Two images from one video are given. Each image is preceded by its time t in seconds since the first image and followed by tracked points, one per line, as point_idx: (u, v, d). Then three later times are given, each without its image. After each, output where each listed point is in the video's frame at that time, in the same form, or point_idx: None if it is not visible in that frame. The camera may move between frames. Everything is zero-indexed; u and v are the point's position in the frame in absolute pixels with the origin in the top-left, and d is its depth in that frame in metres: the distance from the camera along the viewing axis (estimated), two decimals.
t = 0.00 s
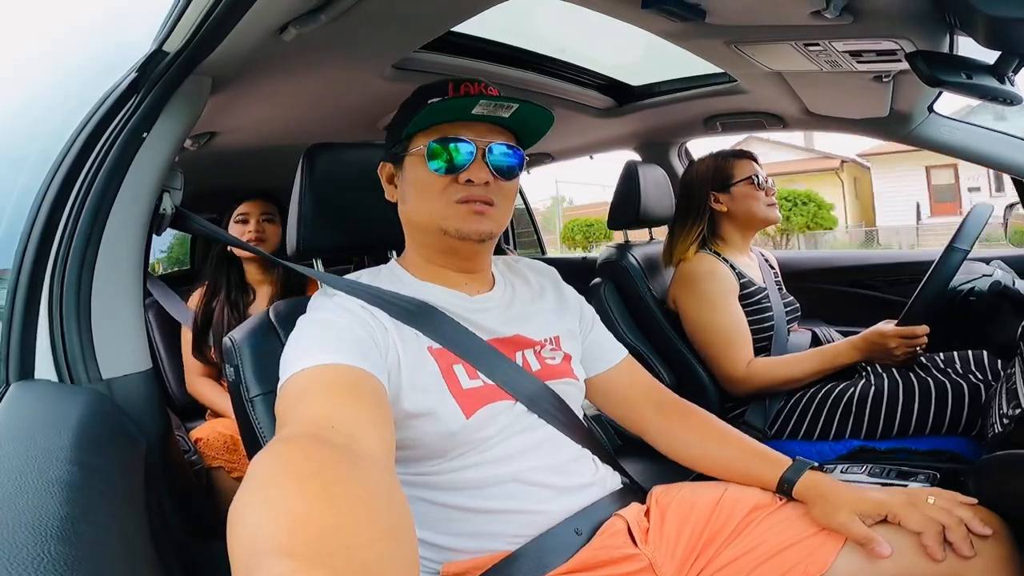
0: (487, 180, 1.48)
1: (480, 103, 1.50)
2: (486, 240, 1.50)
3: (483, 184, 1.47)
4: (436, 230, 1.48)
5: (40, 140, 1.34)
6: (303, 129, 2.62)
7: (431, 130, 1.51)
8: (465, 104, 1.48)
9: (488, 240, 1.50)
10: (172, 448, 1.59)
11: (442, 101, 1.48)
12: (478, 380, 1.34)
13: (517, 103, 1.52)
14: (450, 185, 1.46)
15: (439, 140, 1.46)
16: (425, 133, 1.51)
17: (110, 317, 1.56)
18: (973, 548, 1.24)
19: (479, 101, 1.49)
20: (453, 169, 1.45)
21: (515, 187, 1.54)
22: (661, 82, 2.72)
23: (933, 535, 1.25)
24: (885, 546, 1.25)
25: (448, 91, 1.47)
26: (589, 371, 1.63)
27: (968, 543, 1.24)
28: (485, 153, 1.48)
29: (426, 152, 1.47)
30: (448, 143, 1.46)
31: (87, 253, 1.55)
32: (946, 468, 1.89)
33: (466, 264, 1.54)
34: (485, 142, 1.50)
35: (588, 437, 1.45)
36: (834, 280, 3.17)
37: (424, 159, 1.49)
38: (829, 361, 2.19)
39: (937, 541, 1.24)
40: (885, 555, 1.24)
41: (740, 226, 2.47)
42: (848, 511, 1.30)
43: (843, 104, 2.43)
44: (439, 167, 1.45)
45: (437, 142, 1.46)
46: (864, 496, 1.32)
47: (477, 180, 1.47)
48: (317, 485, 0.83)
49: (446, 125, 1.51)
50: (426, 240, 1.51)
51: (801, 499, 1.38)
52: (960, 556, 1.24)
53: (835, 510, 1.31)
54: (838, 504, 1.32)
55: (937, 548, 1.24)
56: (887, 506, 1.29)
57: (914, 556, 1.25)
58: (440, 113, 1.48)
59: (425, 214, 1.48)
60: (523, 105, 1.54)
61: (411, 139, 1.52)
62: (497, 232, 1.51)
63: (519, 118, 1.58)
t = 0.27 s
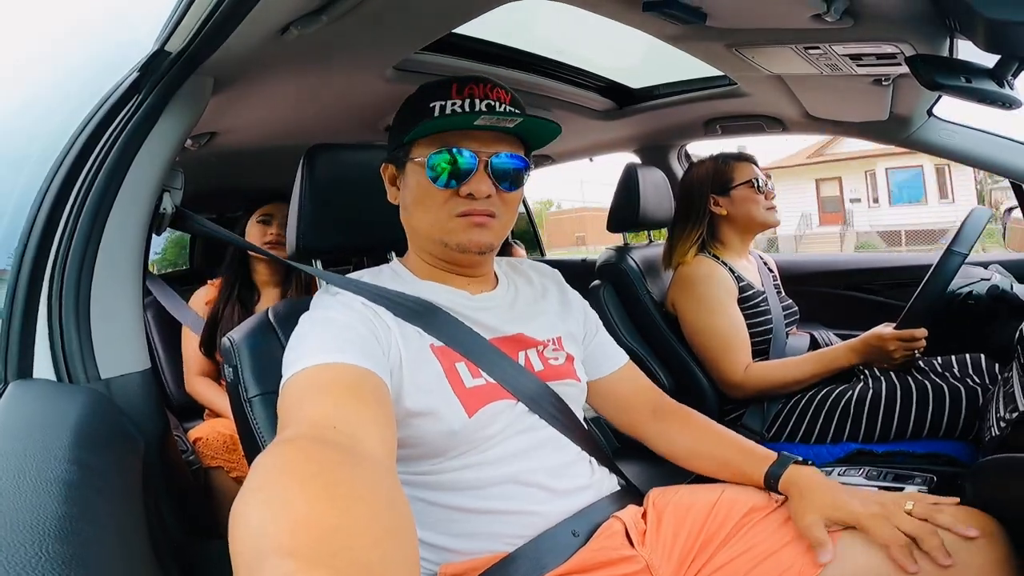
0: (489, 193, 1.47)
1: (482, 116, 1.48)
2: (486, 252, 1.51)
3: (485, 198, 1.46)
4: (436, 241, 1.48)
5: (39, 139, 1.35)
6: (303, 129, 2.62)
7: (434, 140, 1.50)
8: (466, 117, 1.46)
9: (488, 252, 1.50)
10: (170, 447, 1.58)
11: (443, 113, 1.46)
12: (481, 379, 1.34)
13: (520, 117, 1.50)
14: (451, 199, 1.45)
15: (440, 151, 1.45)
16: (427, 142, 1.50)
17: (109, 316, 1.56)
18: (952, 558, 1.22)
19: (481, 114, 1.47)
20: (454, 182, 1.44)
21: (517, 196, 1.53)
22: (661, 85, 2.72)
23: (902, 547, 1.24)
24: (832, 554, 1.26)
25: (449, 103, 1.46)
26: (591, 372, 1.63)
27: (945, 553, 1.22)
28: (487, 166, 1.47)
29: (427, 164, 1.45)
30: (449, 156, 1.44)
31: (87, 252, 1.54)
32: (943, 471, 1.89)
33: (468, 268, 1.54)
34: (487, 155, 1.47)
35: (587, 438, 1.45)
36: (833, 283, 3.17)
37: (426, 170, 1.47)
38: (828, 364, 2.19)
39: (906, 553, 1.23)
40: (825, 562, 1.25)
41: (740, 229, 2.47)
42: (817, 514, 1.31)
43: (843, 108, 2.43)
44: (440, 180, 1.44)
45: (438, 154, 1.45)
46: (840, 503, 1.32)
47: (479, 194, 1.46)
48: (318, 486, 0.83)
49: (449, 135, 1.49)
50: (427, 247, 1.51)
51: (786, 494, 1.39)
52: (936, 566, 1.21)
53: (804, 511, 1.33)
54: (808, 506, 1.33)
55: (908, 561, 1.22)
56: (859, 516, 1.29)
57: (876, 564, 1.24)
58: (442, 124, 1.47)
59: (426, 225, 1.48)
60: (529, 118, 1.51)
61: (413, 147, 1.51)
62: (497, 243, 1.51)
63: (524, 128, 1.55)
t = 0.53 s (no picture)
0: (492, 188, 1.47)
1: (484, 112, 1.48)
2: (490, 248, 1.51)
3: (488, 192, 1.47)
4: (442, 239, 1.47)
5: (38, 140, 1.34)
6: (302, 130, 2.61)
7: (431, 138, 1.50)
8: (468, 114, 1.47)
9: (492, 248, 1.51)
10: (168, 448, 1.58)
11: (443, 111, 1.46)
12: (480, 379, 1.34)
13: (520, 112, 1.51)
14: (455, 196, 1.46)
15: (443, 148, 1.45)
16: (426, 141, 1.50)
17: (108, 317, 1.56)
18: (927, 551, 1.24)
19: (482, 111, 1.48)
20: (457, 179, 1.45)
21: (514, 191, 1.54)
22: (661, 85, 2.72)
23: (884, 535, 1.25)
24: (828, 543, 1.26)
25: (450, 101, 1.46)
26: (589, 373, 1.63)
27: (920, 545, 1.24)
28: (487, 160, 1.48)
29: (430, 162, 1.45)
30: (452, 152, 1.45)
31: (85, 252, 1.54)
32: (943, 472, 1.89)
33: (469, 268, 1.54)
34: (485, 150, 1.48)
35: (587, 439, 1.45)
36: (832, 283, 3.17)
37: (426, 169, 1.47)
38: (828, 363, 2.19)
39: (887, 541, 1.25)
40: (824, 552, 1.26)
41: (737, 229, 2.47)
42: (805, 508, 1.33)
43: (842, 108, 2.44)
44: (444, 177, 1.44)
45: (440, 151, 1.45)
46: (824, 494, 1.34)
47: (481, 188, 1.47)
48: (318, 486, 0.82)
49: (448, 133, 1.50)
50: (431, 247, 1.50)
51: (770, 494, 1.41)
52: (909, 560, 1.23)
53: (792, 505, 1.34)
54: (797, 499, 1.35)
55: (887, 549, 1.24)
56: (844, 504, 1.31)
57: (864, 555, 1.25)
58: (444, 122, 1.47)
59: (430, 224, 1.47)
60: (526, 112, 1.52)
61: (409, 148, 1.51)
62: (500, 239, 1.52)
63: (521, 124, 1.57)
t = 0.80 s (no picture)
0: (488, 175, 1.53)
1: (484, 102, 1.52)
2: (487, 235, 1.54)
3: (485, 179, 1.52)
4: (443, 227, 1.49)
5: (39, 140, 1.34)
6: (301, 128, 2.61)
7: (429, 127, 1.52)
8: (470, 102, 1.50)
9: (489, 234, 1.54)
10: (170, 447, 1.58)
11: (447, 98, 1.49)
12: (479, 379, 1.34)
13: (516, 103, 1.57)
14: (456, 182, 1.49)
15: (445, 135, 1.48)
16: (425, 129, 1.52)
17: (109, 316, 1.56)
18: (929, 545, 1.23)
19: (485, 99, 1.51)
20: (458, 165, 1.48)
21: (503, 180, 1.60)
22: (660, 81, 2.72)
23: (869, 534, 1.25)
24: (804, 539, 1.27)
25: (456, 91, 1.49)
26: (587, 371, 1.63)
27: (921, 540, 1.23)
28: (484, 149, 1.52)
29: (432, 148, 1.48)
30: (453, 138, 1.48)
31: (86, 252, 1.54)
32: (945, 468, 1.89)
33: (465, 260, 1.55)
34: (481, 140, 1.52)
35: (588, 437, 1.45)
36: (833, 279, 3.17)
37: (426, 156, 1.50)
38: (828, 359, 2.19)
39: (876, 541, 1.24)
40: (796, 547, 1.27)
41: (736, 224, 2.47)
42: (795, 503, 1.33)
43: (842, 104, 2.44)
44: (446, 163, 1.47)
45: (443, 137, 1.48)
46: (815, 490, 1.33)
47: (479, 175, 1.51)
48: (316, 486, 0.83)
49: (448, 121, 1.53)
50: (429, 237, 1.51)
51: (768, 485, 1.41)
52: (913, 554, 1.22)
53: (781, 499, 1.34)
54: (787, 493, 1.35)
55: (878, 549, 1.23)
56: (829, 502, 1.30)
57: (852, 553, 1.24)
58: (446, 109, 1.50)
59: (431, 210, 1.49)
60: (518, 103, 1.58)
61: (406, 138, 1.52)
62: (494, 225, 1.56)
63: (510, 117, 1.62)
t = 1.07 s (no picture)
0: (502, 167, 1.54)
1: (501, 94, 1.55)
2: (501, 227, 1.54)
3: (500, 170, 1.53)
4: (458, 215, 1.49)
5: (36, 141, 1.34)
6: (299, 127, 2.61)
7: (446, 118, 1.53)
8: (488, 93, 1.52)
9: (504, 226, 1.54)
10: (168, 447, 1.58)
11: (466, 89, 1.51)
12: (477, 379, 1.34)
13: (530, 98, 1.59)
14: (472, 172, 1.50)
15: (462, 125, 1.49)
16: (442, 120, 1.53)
17: (107, 315, 1.56)
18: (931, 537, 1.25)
19: (503, 91, 1.54)
20: (476, 154, 1.49)
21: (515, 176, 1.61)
22: (658, 78, 2.72)
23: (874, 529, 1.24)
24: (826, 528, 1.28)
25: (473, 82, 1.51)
26: (588, 372, 1.63)
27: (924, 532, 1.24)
28: (499, 142, 1.54)
29: (450, 137, 1.49)
30: (470, 128, 1.50)
31: (84, 251, 1.54)
32: (944, 464, 1.89)
33: (476, 254, 1.54)
34: (495, 135, 1.55)
35: (587, 435, 1.45)
36: (832, 276, 3.18)
37: (443, 145, 1.51)
38: (826, 356, 2.19)
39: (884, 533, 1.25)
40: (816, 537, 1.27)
41: (736, 221, 2.46)
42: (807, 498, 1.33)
43: (840, 100, 2.44)
44: (462, 151, 1.48)
45: (460, 127, 1.49)
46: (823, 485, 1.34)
47: (494, 166, 1.52)
48: (314, 487, 0.82)
49: (464, 112, 1.54)
50: (443, 227, 1.50)
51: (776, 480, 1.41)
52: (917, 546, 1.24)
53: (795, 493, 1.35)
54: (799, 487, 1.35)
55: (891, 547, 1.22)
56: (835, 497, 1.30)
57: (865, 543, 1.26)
58: (465, 99, 1.51)
59: (446, 199, 1.49)
60: (532, 99, 1.60)
61: (422, 128, 1.53)
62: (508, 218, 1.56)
63: (522, 116, 1.65)
